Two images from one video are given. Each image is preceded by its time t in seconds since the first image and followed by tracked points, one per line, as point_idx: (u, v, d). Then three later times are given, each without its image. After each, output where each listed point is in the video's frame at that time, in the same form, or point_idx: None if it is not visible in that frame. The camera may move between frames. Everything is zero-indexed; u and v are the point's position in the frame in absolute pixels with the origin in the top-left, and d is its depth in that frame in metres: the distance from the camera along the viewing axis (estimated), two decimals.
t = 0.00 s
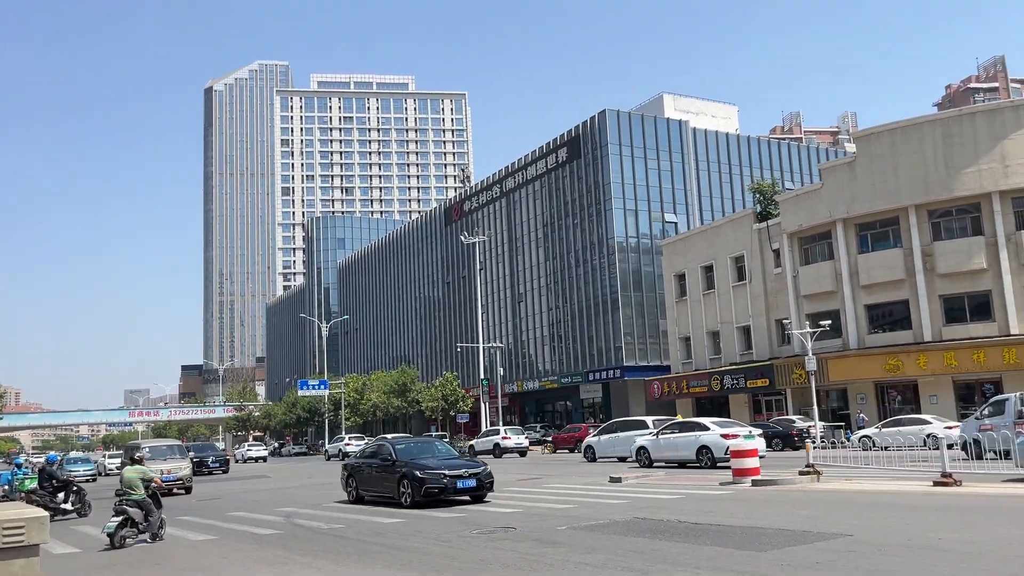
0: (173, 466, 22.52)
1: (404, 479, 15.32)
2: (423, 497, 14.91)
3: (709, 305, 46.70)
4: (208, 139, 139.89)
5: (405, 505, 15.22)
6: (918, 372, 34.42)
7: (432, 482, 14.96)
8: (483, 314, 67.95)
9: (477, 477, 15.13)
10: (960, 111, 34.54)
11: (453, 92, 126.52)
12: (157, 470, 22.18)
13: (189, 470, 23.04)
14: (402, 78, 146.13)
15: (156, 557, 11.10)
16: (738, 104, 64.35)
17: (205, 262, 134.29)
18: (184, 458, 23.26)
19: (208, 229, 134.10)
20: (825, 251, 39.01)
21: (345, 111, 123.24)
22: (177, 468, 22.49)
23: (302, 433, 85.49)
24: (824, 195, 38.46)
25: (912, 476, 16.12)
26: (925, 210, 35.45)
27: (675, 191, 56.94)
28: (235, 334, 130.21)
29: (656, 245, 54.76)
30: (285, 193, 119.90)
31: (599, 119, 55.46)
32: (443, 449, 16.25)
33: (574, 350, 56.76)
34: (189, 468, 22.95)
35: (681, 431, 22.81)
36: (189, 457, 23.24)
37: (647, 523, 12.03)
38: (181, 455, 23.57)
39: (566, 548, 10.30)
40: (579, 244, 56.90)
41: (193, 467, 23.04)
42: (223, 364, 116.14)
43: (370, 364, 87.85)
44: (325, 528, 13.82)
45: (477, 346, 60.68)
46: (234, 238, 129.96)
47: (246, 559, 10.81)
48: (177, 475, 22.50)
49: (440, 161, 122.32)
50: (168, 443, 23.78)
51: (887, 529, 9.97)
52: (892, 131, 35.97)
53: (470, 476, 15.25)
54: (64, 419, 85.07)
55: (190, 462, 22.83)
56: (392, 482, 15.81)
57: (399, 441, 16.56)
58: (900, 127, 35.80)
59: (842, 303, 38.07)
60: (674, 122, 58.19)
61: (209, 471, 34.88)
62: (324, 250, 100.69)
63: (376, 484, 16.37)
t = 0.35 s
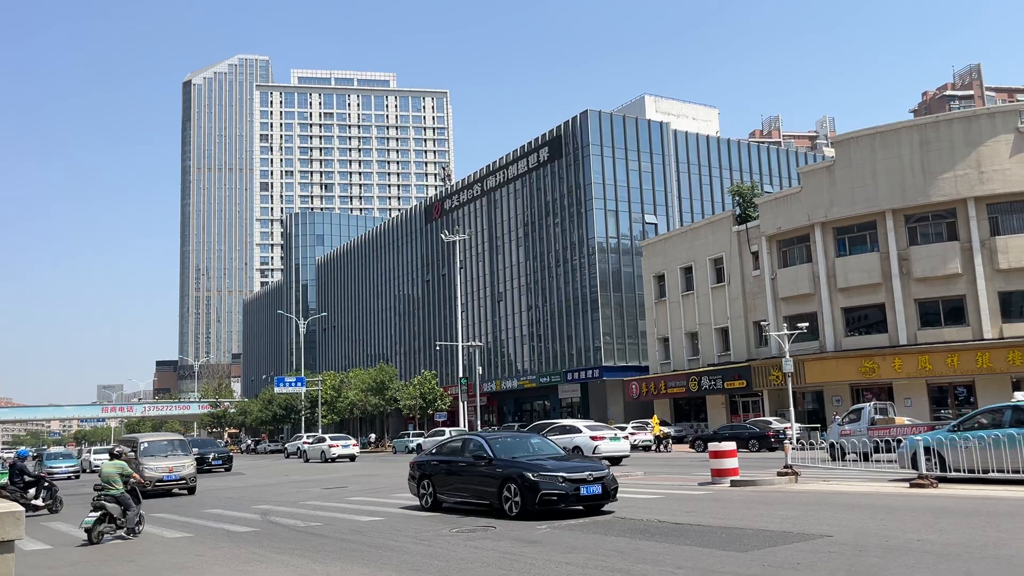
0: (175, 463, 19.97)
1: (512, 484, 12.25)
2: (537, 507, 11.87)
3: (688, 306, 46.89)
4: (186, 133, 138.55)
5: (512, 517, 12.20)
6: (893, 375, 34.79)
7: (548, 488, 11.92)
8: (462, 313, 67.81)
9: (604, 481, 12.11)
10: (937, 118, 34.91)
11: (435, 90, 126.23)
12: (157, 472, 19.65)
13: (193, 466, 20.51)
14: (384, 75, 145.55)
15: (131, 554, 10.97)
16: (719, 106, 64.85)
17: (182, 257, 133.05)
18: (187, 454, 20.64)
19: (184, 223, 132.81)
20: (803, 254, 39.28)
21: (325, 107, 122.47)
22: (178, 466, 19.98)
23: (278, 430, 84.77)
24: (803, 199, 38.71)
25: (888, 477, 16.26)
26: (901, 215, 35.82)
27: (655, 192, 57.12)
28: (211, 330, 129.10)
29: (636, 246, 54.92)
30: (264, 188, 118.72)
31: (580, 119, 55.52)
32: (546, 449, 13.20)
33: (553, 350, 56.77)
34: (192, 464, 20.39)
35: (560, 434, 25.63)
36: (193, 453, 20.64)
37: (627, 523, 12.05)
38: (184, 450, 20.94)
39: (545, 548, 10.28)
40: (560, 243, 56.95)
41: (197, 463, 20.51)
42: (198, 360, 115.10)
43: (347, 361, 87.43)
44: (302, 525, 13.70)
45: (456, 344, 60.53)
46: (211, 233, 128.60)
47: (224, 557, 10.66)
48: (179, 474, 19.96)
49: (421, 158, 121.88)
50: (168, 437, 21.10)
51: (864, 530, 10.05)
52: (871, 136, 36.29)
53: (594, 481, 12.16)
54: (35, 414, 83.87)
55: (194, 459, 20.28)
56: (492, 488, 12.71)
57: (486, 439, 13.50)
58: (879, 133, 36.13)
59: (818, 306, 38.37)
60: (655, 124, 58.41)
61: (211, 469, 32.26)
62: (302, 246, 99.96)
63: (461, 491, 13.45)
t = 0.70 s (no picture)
0: (182, 462, 18.28)
1: (722, 498, 9.32)
2: (765, 529, 8.96)
3: (664, 306, 46.94)
4: (157, 127, 136.63)
5: (722, 543, 9.31)
6: (866, 375, 35.05)
7: (779, 503, 8.97)
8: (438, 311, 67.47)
9: (845, 493, 9.22)
10: (911, 121, 35.23)
11: (411, 87, 125.57)
12: (162, 473, 17.97)
13: (203, 465, 18.82)
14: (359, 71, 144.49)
15: (105, 556, 10.66)
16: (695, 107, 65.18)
17: (152, 253, 131.24)
18: (194, 451, 18.94)
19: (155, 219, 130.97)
20: (778, 255, 39.44)
21: (299, 103, 121.27)
22: (186, 465, 18.29)
23: (249, 429, 83.82)
24: (779, 200, 38.87)
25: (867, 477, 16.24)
26: (875, 216, 36.13)
27: (631, 191, 57.16)
28: (182, 328, 127.47)
29: (613, 246, 54.94)
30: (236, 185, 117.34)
31: (558, 118, 55.43)
32: (737, 448, 10.29)
33: (529, 350, 56.60)
34: (202, 463, 18.69)
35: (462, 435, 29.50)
36: (201, 450, 18.94)
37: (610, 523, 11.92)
38: (191, 445, 19.24)
39: (529, 548, 10.12)
40: (536, 242, 56.82)
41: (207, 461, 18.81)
42: (169, 358, 113.58)
43: (320, 359, 86.72)
44: (279, 526, 13.39)
45: (431, 343, 60.23)
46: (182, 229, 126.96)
47: (199, 558, 10.37)
48: (186, 474, 18.28)
49: (396, 155, 121.30)
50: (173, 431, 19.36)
51: (849, 531, 10.00)
52: (847, 138, 36.55)
53: (834, 491, 9.25)
54: None
55: (204, 457, 18.57)
56: (680, 503, 9.78)
57: (654, 438, 10.57)
58: (854, 135, 36.41)
59: (793, 306, 38.55)
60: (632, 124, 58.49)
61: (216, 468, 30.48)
62: (275, 243, 98.94)
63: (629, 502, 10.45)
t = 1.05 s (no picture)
0: (221, 466, 15.50)
1: None
2: None
3: (656, 309, 46.96)
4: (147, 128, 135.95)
5: None
6: (858, 379, 35.14)
7: None
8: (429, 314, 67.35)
9: None
10: (902, 125, 35.38)
11: (402, 89, 125.43)
12: (198, 478, 15.19)
13: (245, 469, 16.03)
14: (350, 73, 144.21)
15: (99, 558, 10.50)
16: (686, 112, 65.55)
17: (142, 255, 130.55)
18: (234, 454, 16.16)
19: (144, 220, 130.19)
20: (770, 259, 39.51)
21: (290, 105, 120.77)
22: (226, 469, 15.51)
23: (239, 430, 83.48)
24: (771, 203, 38.96)
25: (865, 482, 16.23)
26: (867, 220, 36.26)
27: (623, 194, 57.18)
28: (171, 330, 126.71)
29: (604, 249, 54.93)
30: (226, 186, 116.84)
31: (550, 120, 55.41)
32: None
33: (521, 352, 56.42)
34: (243, 467, 15.92)
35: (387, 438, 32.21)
36: (242, 453, 16.17)
37: (606, 527, 11.86)
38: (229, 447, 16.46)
39: (529, 551, 10.05)
40: (528, 245, 56.74)
41: (249, 465, 16.03)
42: (157, 359, 112.91)
43: (310, 361, 86.41)
44: (275, 529, 13.29)
45: (422, 345, 60.11)
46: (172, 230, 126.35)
47: (197, 561, 10.24)
48: (227, 480, 15.49)
49: (387, 157, 121.15)
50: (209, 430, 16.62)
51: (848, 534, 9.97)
52: (839, 142, 36.68)
53: None
54: None
55: (245, 461, 15.82)
56: None
57: (936, 431, 7.56)
58: (846, 139, 36.54)
59: (785, 310, 38.62)
60: (624, 127, 58.60)
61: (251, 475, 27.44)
62: (265, 244, 98.45)
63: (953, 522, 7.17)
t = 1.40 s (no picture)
0: (286, 470, 13.59)
1: None
2: None
3: (662, 315, 46.73)
4: (154, 129, 136.18)
5: None
6: (866, 387, 34.85)
7: None
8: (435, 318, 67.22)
9: None
10: (913, 133, 35.15)
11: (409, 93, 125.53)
12: (260, 483, 13.27)
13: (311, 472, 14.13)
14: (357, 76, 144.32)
15: (101, 560, 10.30)
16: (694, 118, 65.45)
17: (148, 255, 130.73)
18: (299, 455, 14.27)
19: (150, 221, 130.37)
20: (779, 265, 39.24)
21: (298, 108, 120.84)
22: (291, 474, 13.60)
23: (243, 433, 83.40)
24: (779, 209, 38.71)
25: (878, 491, 15.98)
26: (877, 228, 35.98)
27: (630, 200, 57.04)
28: (176, 331, 126.81)
29: (611, 254, 54.75)
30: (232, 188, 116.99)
31: (558, 125, 55.30)
32: None
33: (526, 357, 56.21)
34: (310, 470, 14.02)
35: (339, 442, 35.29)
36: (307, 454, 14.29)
37: (617, 534, 11.64)
38: (291, 447, 14.57)
39: (540, 558, 9.85)
40: (534, 249, 56.56)
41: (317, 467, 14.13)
42: (161, 361, 113.02)
43: (314, 364, 86.40)
44: (280, 531, 13.08)
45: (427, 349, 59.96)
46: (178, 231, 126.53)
47: (201, 564, 10.06)
48: (292, 485, 13.59)
49: (393, 161, 121.15)
50: (268, 428, 14.72)
51: (865, 545, 9.74)
52: (848, 149, 36.46)
53: None
54: None
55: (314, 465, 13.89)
56: None
57: None
58: (856, 145, 36.31)
59: (793, 317, 38.33)
60: (632, 133, 58.51)
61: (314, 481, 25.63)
62: (271, 247, 98.38)
63: None
